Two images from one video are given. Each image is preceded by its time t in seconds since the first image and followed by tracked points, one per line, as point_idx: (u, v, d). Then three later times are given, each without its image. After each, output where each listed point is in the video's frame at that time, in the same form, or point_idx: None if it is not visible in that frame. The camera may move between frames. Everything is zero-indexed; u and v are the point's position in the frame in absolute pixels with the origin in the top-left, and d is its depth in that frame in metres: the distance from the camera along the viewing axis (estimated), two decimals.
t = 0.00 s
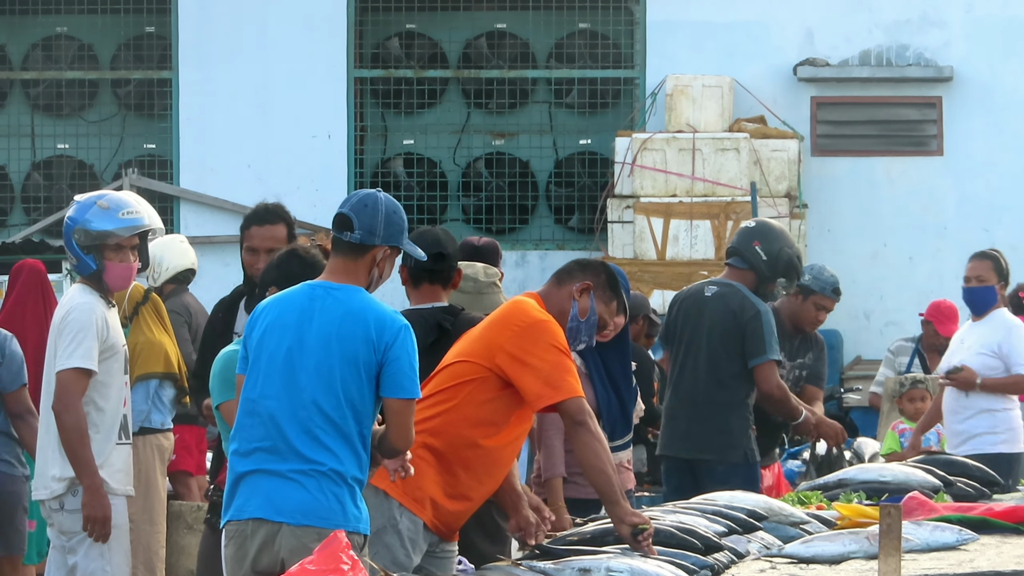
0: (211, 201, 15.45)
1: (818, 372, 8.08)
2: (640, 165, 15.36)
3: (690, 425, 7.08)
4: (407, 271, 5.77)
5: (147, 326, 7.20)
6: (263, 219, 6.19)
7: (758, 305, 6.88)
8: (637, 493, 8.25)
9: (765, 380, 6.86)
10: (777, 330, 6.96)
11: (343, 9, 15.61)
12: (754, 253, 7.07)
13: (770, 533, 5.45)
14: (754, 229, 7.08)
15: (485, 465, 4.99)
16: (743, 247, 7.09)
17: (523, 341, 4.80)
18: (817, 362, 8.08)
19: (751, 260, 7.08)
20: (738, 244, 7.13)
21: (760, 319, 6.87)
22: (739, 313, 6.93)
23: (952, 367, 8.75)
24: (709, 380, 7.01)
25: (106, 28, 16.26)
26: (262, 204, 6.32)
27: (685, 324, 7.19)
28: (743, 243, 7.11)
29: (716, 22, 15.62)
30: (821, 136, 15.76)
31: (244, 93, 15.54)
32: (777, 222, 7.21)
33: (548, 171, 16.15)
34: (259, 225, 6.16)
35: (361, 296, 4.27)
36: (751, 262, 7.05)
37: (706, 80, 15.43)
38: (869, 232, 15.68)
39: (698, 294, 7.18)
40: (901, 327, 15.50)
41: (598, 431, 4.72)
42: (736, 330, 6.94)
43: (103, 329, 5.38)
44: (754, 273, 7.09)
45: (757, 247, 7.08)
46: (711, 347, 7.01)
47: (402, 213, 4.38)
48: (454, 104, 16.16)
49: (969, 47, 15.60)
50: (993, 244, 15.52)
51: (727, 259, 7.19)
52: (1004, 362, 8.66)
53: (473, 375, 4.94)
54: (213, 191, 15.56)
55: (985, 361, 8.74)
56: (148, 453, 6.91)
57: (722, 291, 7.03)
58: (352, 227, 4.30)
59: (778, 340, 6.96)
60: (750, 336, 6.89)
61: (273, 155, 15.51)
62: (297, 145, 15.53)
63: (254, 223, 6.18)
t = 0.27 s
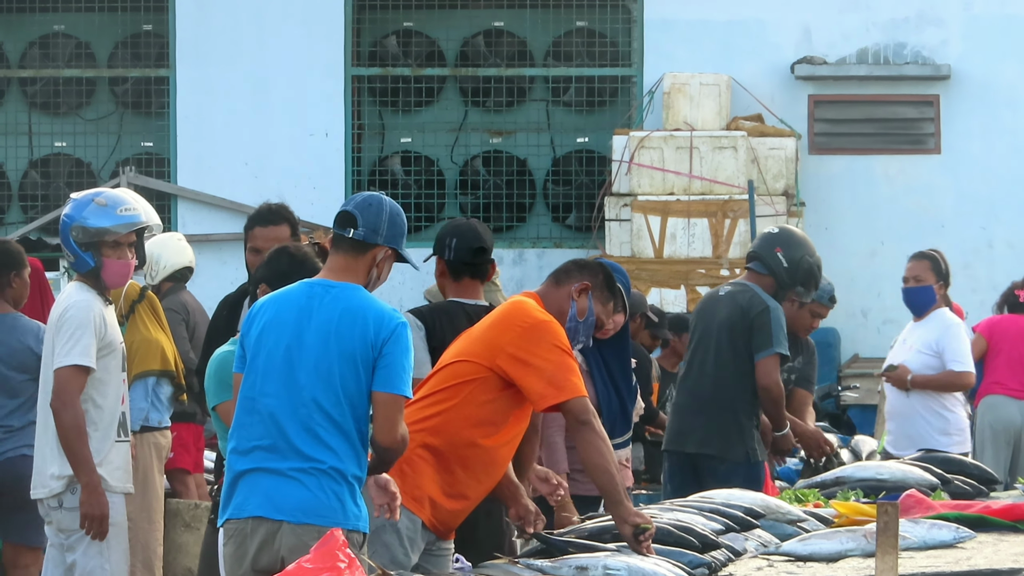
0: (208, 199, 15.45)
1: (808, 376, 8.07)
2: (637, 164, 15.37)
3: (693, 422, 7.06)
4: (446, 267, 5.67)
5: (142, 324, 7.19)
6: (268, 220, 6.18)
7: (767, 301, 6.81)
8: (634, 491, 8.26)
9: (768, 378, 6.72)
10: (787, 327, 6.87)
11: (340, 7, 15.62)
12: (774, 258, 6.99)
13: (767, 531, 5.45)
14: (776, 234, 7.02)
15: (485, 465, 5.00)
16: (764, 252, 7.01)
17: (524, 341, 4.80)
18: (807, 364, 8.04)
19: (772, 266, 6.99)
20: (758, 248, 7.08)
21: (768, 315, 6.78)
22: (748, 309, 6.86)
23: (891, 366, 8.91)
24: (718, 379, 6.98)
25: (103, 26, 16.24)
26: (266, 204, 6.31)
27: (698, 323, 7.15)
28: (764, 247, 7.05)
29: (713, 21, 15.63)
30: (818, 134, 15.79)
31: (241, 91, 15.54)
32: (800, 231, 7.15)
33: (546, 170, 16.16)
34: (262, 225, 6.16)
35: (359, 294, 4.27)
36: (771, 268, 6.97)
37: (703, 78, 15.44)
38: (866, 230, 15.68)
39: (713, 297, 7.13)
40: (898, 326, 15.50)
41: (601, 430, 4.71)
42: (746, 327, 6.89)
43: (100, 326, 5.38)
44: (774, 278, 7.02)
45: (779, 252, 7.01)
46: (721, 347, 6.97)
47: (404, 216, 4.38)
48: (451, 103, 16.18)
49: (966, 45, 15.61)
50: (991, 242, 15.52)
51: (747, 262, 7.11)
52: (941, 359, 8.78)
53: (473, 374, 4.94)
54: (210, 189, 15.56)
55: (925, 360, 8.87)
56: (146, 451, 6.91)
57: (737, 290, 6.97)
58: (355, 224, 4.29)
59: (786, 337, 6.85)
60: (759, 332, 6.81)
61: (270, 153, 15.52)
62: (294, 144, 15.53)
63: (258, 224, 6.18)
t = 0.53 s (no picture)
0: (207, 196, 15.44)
1: (806, 377, 7.80)
2: (635, 160, 15.35)
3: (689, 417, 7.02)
4: (460, 264, 5.67)
5: (140, 321, 7.16)
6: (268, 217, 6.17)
7: (768, 298, 6.78)
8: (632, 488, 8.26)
9: (760, 369, 6.72)
10: (786, 320, 6.83)
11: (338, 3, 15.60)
12: (790, 269, 6.99)
13: (765, 528, 5.45)
14: (792, 246, 7.04)
15: (484, 462, 5.01)
16: (780, 261, 7.01)
17: (525, 340, 4.81)
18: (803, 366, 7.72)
19: (787, 276, 7.01)
20: (774, 258, 7.09)
21: (765, 308, 6.78)
22: (747, 306, 6.85)
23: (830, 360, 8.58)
24: (717, 374, 6.95)
25: (101, 23, 16.22)
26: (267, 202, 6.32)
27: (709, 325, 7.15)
28: (779, 257, 7.06)
29: (711, 18, 15.64)
30: (817, 131, 15.82)
31: (239, 88, 15.54)
32: (816, 243, 7.16)
33: (544, 166, 16.12)
34: (263, 223, 6.16)
35: (359, 291, 4.27)
36: (785, 277, 6.98)
37: (702, 75, 15.44)
38: (864, 228, 15.68)
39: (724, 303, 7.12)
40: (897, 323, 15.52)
41: (598, 429, 4.72)
42: (744, 321, 6.88)
43: (101, 322, 5.38)
44: (789, 289, 7.02)
45: (794, 263, 7.02)
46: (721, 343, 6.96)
47: (401, 211, 4.37)
48: (450, 99, 16.13)
49: (964, 42, 15.63)
50: (989, 240, 15.54)
51: (763, 271, 7.12)
52: (883, 358, 8.50)
53: (474, 373, 4.94)
54: (209, 186, 15.55)
55: (865, 357, 8.57)
56: (145, 448, 6.91)
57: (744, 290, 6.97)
58: (352, 223, 4.29)
59: (783, 331, 6.83)
60: (754, 324, 6.81)
61: (269, 150, 15.52)
62: (292, 141, 15.52)
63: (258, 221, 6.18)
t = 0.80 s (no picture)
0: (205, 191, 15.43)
1: (816, 373, 7.88)
2: (634, 156, 15.35)
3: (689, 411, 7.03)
4: (443, 259, 5.71)
5: (140, 317, 7.14)
6: (268, 214, 6.18)
7: (771, 295, 6.79)
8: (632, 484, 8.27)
9: (757, 364, 6.70)
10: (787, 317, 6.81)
11: None
12: (795, 267, 7.01)
13: (765, 524, 5.46)
14: (795, 242, 7.05)
15: (485, 459, 5.01)
16: (784, 260, 7.03)
17: (525, 337, 4.82)
18: (813, 362, 7.87)
19: (792, 274, 7.03)
20: (778, 256, 7.11)
21: (767, 306, 6.77)
22: (749, 304, 6.85)
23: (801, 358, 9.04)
24: (719, 372, 6.96)
25: (101, 19, 16.20)
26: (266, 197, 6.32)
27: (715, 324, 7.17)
28: (783, 255, 7.08)
29: (710, 13, 15.63)
30: (816, 127, 15.83)
31: (238, 83, 15.53)
32: (819, 240, 7.18)
33: (543, 162, 16.12)
34: (263, 217, 6.16)
35: (358, 287, 4.27)
36: (790, 275, 7.00)
37: (701, 71, 15.45)
38: (863, 224, 15.69)
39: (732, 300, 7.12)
40: (897, 319, 15.53)
41: (596, 428, 4.76)
42: (746, 319, 6.88)
43: (104, 319, 5.39)
44: (794, 286, 7.04)
45: (797, 260, 7.03)
46: (724, 342, 6.98)
47: (399, 205, 4.35)
48: (449, 95, 16.13)
49: (963, 38, 15.62)
50: (988, 236, 15.55)
51: (768, 270, 7.13)
52: (849, 352, 9.10)
53: (475, 368, 4.95)
54: (209, 182, 15.54)
55: (831, 353, 9.14)
56: (145, 444, 6.93)
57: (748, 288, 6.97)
58: (349, 219, 4.28)
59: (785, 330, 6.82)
60: (756, 321, 6.81)
61: (268, 146, 15.51)
62: (292, 137, 15.52)
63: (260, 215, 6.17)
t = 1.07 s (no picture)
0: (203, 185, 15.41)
1: (823, 365, 7.98)
2: (633, 150, 15.37)
3: (692, 402, 7.00)
4: (424, 253, 5.53)
5: (138, 310, 7.17)
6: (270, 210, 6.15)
7: (773, 288, 6.75)
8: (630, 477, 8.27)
9: (761, 358, 6.66)
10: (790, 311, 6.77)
11: None
12: (796, 255, 6.98)
13: (763, 516, 5.46)
14: (796, 232, 7.00)
15: (482, 452, 5.02)
16: (786, 249, 6.98)
17: (524, 331, 4.82)
18: (821, 353, 7.96)
19: (793, 263, 6.99)
20: (779, 245, 7.05)
21: (770, 299, 6.74)
22: (752, 297, 6.81)
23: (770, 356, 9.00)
24: (723, 367, 6.93)
25: (98, 12, 16.17)
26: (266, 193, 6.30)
27: (712, 316, 7.14)
28: (784, 244, 7.03)
29: (708, 6, 15.62)
30: (814, 120, 15.84)
31: (236, 76, 15.52)
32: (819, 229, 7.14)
33: (541, 156, 16.09)
34: (263, 211, 6.14)
35: (358, 281, 4.25)
36: (792, 265, 6.96)
37: (699, 64, 15.44)
38: (861, 217, 15.72)
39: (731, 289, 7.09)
40: (894, 312, 15.55)
41: (590, 422, 4.79)
42: (749, 311, 6.83)
43: (107, 315, 5.35)
44: (795, 276, 7.00)
45: (799, 250, 6.99)
46: (725, 338, 6.94)
47: (401, 198, 4.35)
48: (447, 88, 16.09)
49: (962, 31, 15.61)
50: (987, 228, 15.55)
51: (767, 260, 7.09)
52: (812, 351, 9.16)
53: (472, 361, 4.94)
54: (207, 175, 15.54)
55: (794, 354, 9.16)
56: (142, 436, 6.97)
57: (748, 279, 6.93)
58: (351, 212, 4.26)
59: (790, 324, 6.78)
60: (758, 314, 6.77)
61: (266, 138, 15.50)
62: (290, 130, 15.52)
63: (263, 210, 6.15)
